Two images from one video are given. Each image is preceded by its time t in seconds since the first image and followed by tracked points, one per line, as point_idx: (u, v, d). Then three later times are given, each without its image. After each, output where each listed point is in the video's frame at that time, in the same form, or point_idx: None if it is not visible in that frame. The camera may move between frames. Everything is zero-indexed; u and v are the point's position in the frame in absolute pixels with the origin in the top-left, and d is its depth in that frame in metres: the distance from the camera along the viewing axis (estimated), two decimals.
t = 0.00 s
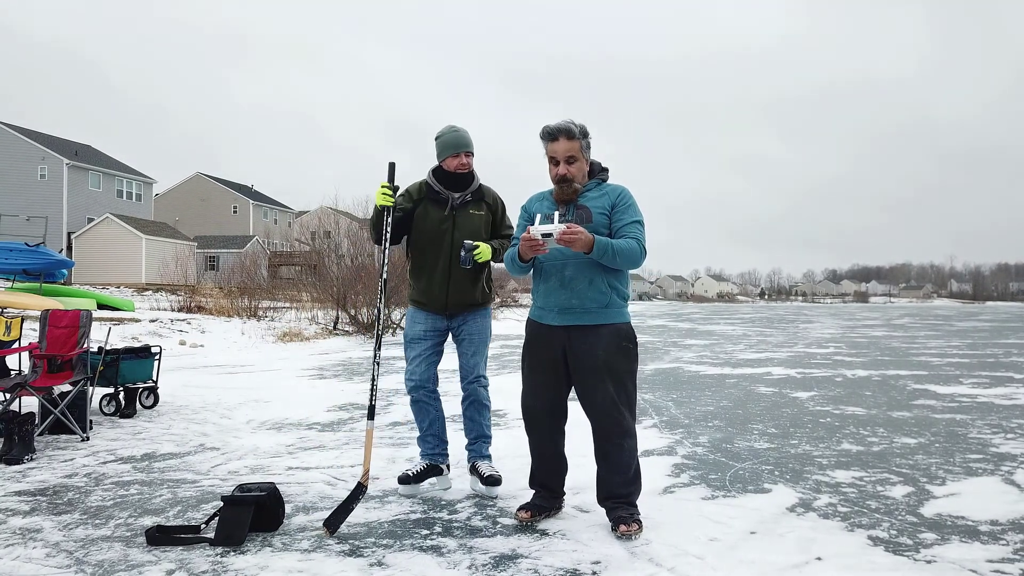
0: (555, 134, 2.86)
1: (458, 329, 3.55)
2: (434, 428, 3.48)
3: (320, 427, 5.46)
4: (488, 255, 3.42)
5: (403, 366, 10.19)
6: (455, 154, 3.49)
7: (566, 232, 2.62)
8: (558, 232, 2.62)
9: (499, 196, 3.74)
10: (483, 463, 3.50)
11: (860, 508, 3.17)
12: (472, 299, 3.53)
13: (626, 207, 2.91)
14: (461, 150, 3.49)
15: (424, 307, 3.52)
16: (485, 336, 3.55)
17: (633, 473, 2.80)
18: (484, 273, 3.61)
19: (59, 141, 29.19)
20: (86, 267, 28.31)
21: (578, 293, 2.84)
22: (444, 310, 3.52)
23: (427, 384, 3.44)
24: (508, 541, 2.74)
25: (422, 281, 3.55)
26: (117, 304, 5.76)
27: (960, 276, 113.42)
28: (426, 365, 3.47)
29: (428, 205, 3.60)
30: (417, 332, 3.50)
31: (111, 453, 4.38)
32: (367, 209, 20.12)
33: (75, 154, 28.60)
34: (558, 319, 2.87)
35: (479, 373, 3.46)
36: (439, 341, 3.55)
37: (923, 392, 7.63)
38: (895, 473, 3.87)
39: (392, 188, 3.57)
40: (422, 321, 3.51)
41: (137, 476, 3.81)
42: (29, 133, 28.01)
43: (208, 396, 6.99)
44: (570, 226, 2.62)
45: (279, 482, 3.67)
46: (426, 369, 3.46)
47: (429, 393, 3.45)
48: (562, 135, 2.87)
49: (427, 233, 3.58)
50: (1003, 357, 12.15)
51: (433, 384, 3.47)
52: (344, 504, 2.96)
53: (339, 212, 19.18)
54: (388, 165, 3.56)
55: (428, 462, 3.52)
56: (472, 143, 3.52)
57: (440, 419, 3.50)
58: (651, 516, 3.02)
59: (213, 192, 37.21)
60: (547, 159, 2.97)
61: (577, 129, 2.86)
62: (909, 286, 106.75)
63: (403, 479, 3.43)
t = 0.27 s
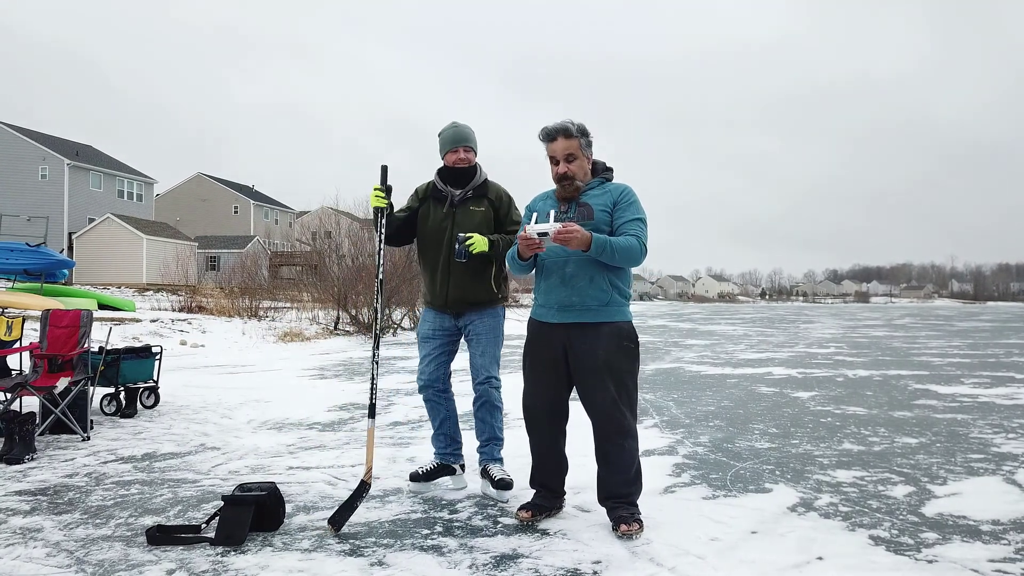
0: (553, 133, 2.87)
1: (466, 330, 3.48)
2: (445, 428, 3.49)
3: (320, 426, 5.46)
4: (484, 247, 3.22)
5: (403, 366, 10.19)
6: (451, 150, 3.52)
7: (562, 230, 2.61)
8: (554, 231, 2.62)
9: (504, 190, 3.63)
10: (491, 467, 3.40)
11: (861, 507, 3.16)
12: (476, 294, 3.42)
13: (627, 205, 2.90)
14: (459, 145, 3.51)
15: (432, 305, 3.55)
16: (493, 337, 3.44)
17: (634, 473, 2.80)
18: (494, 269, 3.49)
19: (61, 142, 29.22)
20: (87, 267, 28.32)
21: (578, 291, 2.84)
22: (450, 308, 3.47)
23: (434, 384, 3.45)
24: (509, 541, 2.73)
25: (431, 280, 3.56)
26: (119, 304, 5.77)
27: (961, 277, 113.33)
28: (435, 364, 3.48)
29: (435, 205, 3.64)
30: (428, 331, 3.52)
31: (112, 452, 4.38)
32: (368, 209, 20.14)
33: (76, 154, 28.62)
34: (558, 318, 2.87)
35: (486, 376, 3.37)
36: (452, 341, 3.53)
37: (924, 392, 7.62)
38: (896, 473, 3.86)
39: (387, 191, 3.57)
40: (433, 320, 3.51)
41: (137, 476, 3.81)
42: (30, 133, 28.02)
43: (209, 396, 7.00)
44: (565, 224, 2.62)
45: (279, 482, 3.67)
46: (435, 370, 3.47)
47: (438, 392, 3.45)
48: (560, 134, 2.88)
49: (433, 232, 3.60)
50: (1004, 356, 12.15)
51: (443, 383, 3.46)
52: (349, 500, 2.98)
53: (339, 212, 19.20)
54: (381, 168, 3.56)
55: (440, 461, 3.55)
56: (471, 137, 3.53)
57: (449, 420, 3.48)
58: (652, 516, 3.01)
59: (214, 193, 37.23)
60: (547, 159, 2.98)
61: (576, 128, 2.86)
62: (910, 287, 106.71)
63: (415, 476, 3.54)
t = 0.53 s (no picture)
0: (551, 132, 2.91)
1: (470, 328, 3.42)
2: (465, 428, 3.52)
3: (320, 427, 5.46)
4: (484, 206, 3.15)
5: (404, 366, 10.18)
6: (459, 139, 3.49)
7: (558, 230, 2.61)
8: (548, 230, 2.62)
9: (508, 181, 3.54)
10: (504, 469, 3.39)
11: (862, 508, 3.15)
12: (476, 287, 3.37)
13: (632, 204, 2.88)
14: (468, 134, 3.49)
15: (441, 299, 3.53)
16: (495, 336, 3.35)
17: (636, 474, 2.79)
18: (498, 261, 3.43)
19: (62, 142, 29.23)
20: (88, 267, 28.34)
21: (580, 290, 2.84)
22: (451, 302, 3.45)
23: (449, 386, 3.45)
24: (510, 541, 2.72)
25: (437, 275, 3.57)
26: (120, 304, 5.78)
27: (963, 277, 113.22)
28: (450, 365, 3.47)
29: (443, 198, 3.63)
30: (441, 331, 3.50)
31: (112, 453, 4.38)
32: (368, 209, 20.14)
33: (77, 154, 28.63)
34: (561, 318, 2.87)
35: (489, 376, 3.31)
36: (463, 338, 3.48)
37: (925, 392, 7.61)
38: (898, 474, 3.84)
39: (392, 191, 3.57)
40: (444, 317, 3.49)
41: (138, 476, 3.81)
42: (31, 133, 28.03)
43: (209, 396, 7.00)
44: (561, 225, 2.62)
45: (280, 482, 3.67)
46: (450, 371, 3.47)
47: (455, 394, 3.45)
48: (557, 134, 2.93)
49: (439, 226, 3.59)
50: (1006, 357, 12.14)
51: (457, 384, 3.45)
52: (354, 499, 2.99)
53: (340, 212, 19.19)
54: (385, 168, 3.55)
55: (462, 462, 3.58)
56: (480, 128, 3.50)
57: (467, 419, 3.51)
58: (652, 517, 3.01)
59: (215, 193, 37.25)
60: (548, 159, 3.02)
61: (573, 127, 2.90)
62: (911, 287, 106.64)
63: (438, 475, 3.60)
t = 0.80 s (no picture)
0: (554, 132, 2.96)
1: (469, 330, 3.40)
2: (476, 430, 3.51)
3: (321, 427, 5.46)
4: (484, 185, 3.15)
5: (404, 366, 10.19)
6: (473, 138, 3.47)
7: (555, 231, 2.61)
8: (545, 231, 2.62)
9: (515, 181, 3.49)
10: (510, 471, 3.33)
11: (864, 509, 3.14)
12: (473, 285, 3.36)
13: (635, 205, 2.87)
14: (481, 134, 3.46)
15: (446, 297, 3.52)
16: (490, 339, 3.31)
17: (637, 475, 2.79)
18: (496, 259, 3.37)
19: (62, 142, 29.25)
20: (89, 268, 28.36)
21: (580, 291, 2.83)
22: (450, 299, 3.46)
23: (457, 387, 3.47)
24: (511, 542, 2.72)
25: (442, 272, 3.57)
26: (121, 304, 5.78)
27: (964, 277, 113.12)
28: (456, 367, 3.48)
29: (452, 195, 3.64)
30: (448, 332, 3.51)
31: (113, 453, 4.38)
32: (369, 210, 20.15)
33: (78, 155, 28.65)
34: (561, 318, 2.87)
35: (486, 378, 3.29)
36: (467, 339, 3.46)
37: (926, 392, 7.60)
38: (899, 474, 3.84)
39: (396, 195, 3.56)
40: (449, 316, 3.50)
41: (138, 476, 3.81)
42: (32, 134, 28.05)
43: (210, 396, 7.00)
44: (558, 225, 2.62)
45: (280, 483, 3.67)
46: (457, 372, 3.47)
47: (464, 395, 3.47)
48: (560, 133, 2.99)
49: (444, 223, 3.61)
50: (1007, 357, 12.12)
51: (465, 385, 3.47)
52: (355, 499, 2.99)
53: (340, 212, 19.20)
54: (389, 170, 3.54)
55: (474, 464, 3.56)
56: (494, 128, 3.46)
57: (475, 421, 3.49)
58: (653, 517, 3.00)
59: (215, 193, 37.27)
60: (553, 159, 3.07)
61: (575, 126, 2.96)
62: (912, 287, 106.59)
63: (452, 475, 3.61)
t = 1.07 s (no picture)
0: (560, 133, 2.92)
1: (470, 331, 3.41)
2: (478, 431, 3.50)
3: (322, 427, 5.47)
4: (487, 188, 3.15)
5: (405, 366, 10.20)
6: (477, 142, 3.46)
7: (555, 227, 2.61)
8: (546, 227, 2.61)
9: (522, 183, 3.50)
10: (502, 475, 3.31)
11: (865, 510, 3.14)
12: (477, 286, 3.35)
13: (637, 204, 2.87)
14: (486, 138, 3.45)
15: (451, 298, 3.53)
16: (489, 340, 3.30)
17: (639, 476, 2.79)
18: (498, 260, 3.36)
19: (63, 142, 29.27)
20: (90, 268, 28.39)
21: (583, 291, 2.83)
22: (454, 300, 3.47)
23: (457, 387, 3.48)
24: (512, 543, 2.72)
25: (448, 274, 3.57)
26: (122, 304, 5.78)
27: (965, 277, 113.02)
28: (457, 368, 3.49)
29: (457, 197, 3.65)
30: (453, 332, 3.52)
31: (114, 453, 4.39)
32: (370, 210, 20.17)
33: (79, 155, 28.68)
34: (564, 318, 2.87)
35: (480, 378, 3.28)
36: (470, 341, 3.46)
37: (927, 393, 7.60)
38: (900, 475, 3.83)
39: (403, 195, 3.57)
40: (453, 316, 3.50)
41: (139, 477, 3.81)
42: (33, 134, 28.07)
43: (211, 397, 7.01)
44: (559, 221, 2.61)
45: (282, 483, 3.67)
46: (458, 372, 3.48)
47: (464, 396, 3.48)
48: (567, 135, 2.93)
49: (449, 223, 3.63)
50: (1008, 358, 12.11)
51: (466, 386, 3.47)
52: (356, 500, 2.99)
53: (341, 213, 19.22)
54: (396, 171, 3.55)
55: (477, 465, 3.56)
56: (499, 131, 3.45)
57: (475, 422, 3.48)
58: (654, 518, 3.00)
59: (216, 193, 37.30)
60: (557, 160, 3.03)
61: (582, 128, 2.91)
62: (913, 288, 106.53)
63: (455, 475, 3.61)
